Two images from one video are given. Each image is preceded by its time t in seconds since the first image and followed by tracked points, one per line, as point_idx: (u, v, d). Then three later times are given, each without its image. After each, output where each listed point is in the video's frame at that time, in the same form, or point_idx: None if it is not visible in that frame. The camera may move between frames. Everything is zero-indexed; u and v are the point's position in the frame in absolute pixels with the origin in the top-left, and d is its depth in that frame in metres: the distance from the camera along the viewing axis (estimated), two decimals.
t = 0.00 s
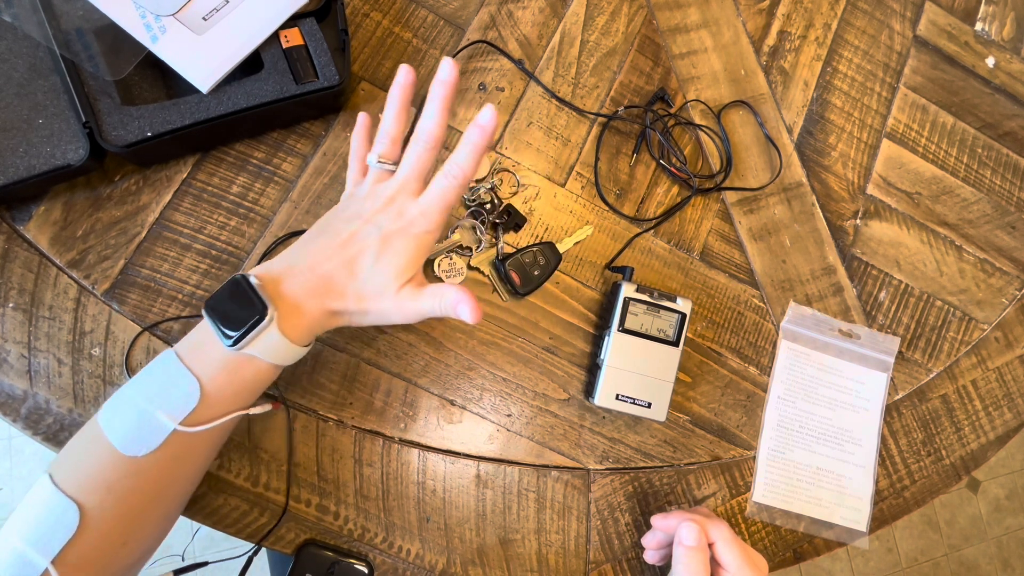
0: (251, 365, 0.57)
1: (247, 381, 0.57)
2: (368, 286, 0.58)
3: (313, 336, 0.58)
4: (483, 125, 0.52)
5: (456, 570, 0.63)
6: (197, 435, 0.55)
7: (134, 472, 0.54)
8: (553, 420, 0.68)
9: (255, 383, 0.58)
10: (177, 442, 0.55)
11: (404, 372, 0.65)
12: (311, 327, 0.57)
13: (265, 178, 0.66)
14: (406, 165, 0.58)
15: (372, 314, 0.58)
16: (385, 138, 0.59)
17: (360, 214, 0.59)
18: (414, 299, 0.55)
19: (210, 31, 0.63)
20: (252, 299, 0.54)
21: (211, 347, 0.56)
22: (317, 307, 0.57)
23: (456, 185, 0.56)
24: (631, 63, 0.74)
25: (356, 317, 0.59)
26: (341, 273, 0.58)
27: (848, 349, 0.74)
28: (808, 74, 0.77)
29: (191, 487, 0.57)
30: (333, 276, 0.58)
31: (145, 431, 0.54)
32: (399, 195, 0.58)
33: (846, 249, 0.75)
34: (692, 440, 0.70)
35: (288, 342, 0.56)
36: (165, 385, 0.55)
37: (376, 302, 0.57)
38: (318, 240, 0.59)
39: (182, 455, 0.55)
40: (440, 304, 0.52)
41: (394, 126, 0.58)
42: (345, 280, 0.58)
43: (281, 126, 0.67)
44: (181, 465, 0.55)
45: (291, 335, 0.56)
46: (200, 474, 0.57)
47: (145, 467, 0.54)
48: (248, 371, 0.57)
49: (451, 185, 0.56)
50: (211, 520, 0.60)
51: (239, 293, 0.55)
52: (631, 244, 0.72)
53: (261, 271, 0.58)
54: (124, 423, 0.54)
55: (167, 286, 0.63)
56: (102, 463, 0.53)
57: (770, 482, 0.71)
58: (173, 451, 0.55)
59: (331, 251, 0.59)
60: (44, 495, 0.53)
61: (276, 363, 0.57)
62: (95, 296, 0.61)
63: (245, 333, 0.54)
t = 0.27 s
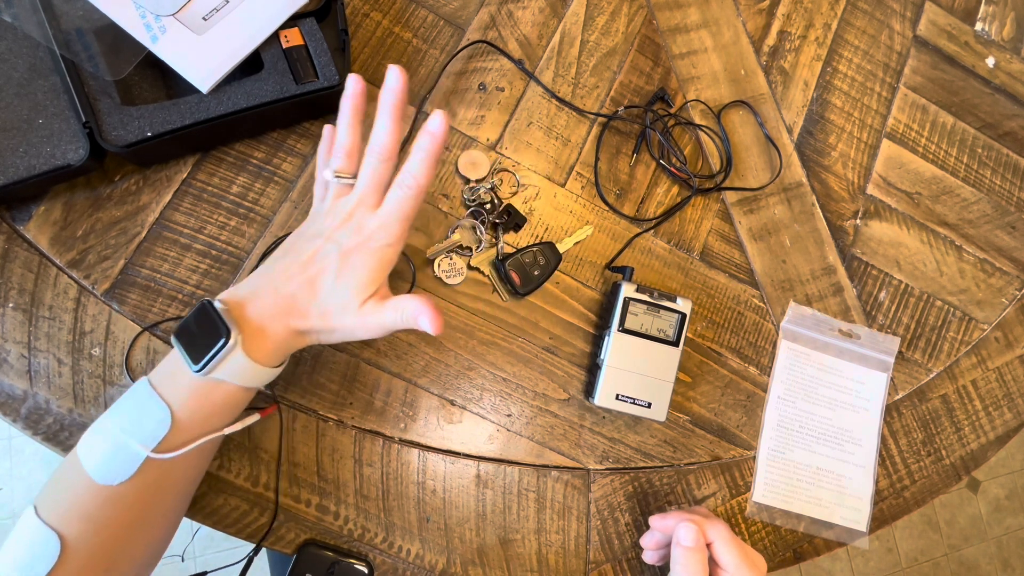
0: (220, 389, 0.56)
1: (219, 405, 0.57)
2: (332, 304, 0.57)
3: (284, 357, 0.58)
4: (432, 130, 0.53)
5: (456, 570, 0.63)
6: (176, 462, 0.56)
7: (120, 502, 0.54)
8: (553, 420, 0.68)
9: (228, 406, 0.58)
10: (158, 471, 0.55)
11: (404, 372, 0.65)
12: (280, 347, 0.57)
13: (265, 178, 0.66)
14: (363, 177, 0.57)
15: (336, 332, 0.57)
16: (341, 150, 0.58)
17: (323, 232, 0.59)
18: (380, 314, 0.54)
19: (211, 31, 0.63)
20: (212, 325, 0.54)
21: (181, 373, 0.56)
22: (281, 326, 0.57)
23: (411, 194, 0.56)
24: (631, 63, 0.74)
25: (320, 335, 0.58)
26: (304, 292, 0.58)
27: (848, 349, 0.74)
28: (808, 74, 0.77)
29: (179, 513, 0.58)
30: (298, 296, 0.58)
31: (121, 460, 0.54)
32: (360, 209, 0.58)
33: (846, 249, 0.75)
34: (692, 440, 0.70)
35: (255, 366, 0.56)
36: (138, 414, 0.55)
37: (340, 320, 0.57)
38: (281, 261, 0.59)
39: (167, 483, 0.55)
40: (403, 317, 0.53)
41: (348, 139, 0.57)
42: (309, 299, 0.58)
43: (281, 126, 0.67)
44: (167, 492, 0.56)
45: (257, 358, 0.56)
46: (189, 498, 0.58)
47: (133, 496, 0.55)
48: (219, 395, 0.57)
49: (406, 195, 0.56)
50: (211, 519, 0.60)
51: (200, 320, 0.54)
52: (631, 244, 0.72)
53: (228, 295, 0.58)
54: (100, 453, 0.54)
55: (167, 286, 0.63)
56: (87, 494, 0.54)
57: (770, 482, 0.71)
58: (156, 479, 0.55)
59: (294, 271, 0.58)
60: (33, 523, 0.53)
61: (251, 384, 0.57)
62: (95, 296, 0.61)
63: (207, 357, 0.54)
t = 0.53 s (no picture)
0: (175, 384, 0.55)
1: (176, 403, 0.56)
2: (239, 280, 0.51)
3: (206, 342, 0.54)
4: (281, 64, 0.49)
5: (456, 570, 0.63)
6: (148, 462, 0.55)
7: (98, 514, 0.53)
8: (553, 420, 0.68)
9: (182, 401, 0.56)
10: (134, 476, 0.55)
11: (404, 372, 0.65)
12: (199, 330, 0.54)
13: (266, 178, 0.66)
14: (247, 137, 0.51)
15: (249, 307, 0.52)
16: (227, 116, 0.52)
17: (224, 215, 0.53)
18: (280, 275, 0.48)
19: (211, 31, 0.63)
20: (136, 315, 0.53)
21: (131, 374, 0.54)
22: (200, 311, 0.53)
23: (292, 137, 0.50)
24: (631, 63, 0.74)
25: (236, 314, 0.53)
26: (211, 277, 0.53)
27: (848, 349, 0.74)
28: (808, 74, 0.77)
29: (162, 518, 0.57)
30: (209, 282, 0.53)
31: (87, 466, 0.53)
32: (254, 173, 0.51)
33: (846, 249, 0.75)
34: (692, 440, 0.70)
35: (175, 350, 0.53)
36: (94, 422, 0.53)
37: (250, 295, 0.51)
38: (196, 252, 0.54)
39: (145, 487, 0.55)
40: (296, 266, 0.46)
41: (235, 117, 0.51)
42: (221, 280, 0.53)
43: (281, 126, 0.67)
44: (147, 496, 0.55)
45: (202, 346, 0.55)
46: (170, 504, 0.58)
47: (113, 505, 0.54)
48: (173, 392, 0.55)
49: (287, 140, 0.50)
50: (211, 520, 0.59)
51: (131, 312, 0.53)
52: (631, 244, 0.72)
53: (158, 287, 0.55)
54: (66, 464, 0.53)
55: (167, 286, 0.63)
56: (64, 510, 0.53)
57: (770, 482, 0.71)
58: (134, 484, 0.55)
59: (201, 260, 0.54)
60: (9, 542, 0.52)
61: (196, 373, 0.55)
62: (95, 295, 0.61)
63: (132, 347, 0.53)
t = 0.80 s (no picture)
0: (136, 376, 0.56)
1: (139, 401, 0.56)
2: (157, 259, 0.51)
3: (135, 331, 0.55)
4: (135, 15, 0.44)
5: (456, 570, 0.63)
6: (129, 457, 0.56)
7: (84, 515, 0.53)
8: (553, 420, 0.68)
9: (147, 398, 0.57)
10: (116, 473, 0.55)
11: (404, 372, 0.65)
12: (131, 321, 0.55)
13: (266, 178, 0.66)
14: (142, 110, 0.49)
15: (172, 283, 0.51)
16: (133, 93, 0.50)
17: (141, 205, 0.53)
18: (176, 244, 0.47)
19: (210, 31, 0.63)
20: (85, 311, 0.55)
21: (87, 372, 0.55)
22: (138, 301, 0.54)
23: (169, 93, 0.46)
24: (631, 63, 0.74)
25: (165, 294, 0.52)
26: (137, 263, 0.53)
27: (848, 349, 0.74)
28: (808, 74, 0.77)
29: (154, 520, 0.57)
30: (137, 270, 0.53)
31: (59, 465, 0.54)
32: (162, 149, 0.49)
33: (846, 249, 0.75)
34: (692, 440, 0.70)
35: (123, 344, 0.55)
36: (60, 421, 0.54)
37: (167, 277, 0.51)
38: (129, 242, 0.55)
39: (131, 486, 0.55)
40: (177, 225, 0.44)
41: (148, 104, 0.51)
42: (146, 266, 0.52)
43: (281, 126, 0.67)
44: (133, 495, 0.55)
45: (140, 340, 0.56)
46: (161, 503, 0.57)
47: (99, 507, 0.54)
48: (133, 388, 0.56)
49: (164, 99, 0.46)
50: (211, 519, 0.59)
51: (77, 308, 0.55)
52: (631, 244, 0.72)
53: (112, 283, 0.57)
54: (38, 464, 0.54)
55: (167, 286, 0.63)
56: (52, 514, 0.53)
57: (770, 482, 0.71)
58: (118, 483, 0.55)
59: (127, 248, 0.54)
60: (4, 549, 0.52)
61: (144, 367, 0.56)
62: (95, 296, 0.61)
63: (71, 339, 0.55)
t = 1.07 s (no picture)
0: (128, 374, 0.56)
1: (131, 399, 0.56)
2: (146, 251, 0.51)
3: (125, 326, 0.55)
4: (133, 10, 0.46)
5: (456, 570, 0.63)
6: (125, 453, 0.56)
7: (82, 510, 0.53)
8: (553, 420, 0.68)
9: (142, 396, 0.57)
10: (111, 470, 0.55)
11: (404, 372, 0.65)
12: (121, 317, 0.55)
13: (266, 178, 0.66)
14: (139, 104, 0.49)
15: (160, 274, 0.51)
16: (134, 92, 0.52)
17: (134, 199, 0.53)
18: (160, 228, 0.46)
19: (210, 31, 0.63)
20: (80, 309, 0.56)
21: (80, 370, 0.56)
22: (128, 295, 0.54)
23: (161, 83, 0.46)
24: (631, 63, 0.74)
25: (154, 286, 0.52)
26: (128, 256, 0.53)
27: (848, 349, 0.74)
28: (808, 74, 0.77)
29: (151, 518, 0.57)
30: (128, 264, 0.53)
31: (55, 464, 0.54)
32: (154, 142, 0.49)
33: (846, 249, 0.75)
34: (692, 440, 0.70)
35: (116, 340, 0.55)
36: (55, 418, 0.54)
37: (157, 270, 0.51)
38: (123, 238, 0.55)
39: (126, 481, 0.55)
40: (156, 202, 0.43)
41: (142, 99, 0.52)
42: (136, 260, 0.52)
43: (281, 126, 0.67)
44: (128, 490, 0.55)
45: (133, 336, 0.56)
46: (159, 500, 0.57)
47: (97, 502, 0.54)
48: (123, 386, 0.56)
49: (155, 88, 0.47)
50: (212, 519, 0.59)
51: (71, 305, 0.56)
52: (631, 244, 0.72)
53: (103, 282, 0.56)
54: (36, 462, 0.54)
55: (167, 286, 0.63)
56: (50, 510, 0.53)
57: (770, 482, 0.71)
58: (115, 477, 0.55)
59: (122, 243, 0.54)
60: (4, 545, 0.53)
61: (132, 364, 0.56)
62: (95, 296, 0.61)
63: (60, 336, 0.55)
